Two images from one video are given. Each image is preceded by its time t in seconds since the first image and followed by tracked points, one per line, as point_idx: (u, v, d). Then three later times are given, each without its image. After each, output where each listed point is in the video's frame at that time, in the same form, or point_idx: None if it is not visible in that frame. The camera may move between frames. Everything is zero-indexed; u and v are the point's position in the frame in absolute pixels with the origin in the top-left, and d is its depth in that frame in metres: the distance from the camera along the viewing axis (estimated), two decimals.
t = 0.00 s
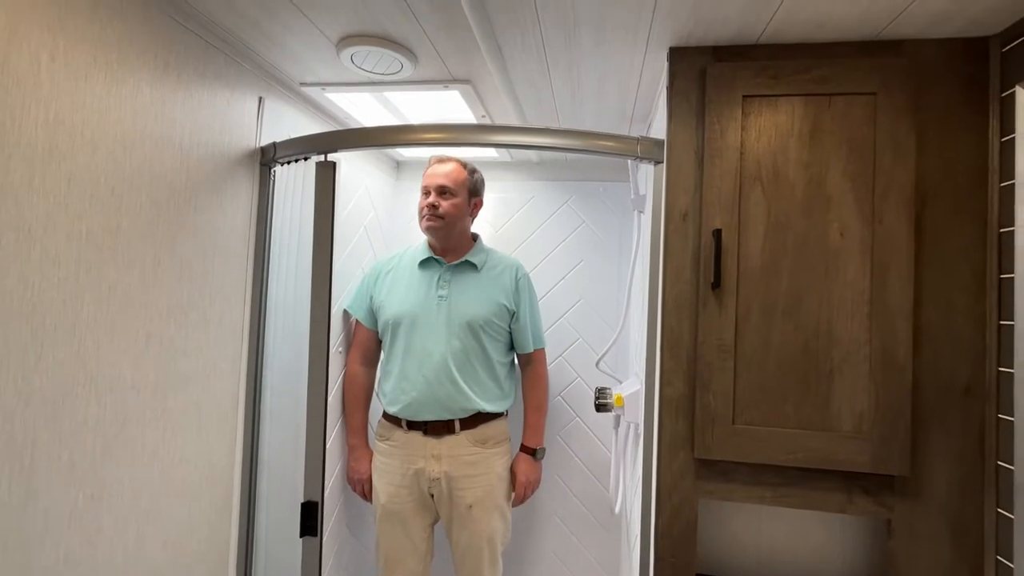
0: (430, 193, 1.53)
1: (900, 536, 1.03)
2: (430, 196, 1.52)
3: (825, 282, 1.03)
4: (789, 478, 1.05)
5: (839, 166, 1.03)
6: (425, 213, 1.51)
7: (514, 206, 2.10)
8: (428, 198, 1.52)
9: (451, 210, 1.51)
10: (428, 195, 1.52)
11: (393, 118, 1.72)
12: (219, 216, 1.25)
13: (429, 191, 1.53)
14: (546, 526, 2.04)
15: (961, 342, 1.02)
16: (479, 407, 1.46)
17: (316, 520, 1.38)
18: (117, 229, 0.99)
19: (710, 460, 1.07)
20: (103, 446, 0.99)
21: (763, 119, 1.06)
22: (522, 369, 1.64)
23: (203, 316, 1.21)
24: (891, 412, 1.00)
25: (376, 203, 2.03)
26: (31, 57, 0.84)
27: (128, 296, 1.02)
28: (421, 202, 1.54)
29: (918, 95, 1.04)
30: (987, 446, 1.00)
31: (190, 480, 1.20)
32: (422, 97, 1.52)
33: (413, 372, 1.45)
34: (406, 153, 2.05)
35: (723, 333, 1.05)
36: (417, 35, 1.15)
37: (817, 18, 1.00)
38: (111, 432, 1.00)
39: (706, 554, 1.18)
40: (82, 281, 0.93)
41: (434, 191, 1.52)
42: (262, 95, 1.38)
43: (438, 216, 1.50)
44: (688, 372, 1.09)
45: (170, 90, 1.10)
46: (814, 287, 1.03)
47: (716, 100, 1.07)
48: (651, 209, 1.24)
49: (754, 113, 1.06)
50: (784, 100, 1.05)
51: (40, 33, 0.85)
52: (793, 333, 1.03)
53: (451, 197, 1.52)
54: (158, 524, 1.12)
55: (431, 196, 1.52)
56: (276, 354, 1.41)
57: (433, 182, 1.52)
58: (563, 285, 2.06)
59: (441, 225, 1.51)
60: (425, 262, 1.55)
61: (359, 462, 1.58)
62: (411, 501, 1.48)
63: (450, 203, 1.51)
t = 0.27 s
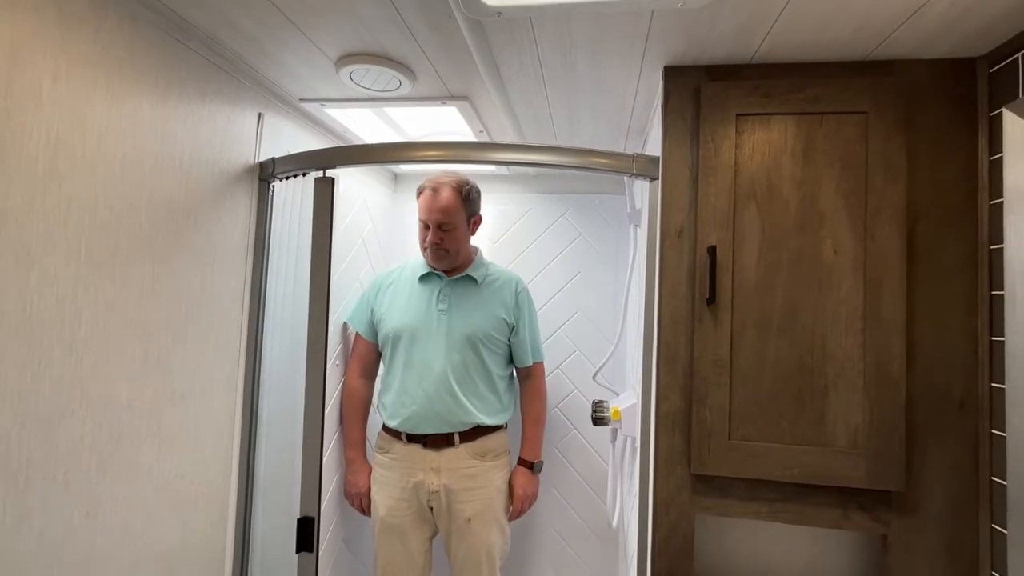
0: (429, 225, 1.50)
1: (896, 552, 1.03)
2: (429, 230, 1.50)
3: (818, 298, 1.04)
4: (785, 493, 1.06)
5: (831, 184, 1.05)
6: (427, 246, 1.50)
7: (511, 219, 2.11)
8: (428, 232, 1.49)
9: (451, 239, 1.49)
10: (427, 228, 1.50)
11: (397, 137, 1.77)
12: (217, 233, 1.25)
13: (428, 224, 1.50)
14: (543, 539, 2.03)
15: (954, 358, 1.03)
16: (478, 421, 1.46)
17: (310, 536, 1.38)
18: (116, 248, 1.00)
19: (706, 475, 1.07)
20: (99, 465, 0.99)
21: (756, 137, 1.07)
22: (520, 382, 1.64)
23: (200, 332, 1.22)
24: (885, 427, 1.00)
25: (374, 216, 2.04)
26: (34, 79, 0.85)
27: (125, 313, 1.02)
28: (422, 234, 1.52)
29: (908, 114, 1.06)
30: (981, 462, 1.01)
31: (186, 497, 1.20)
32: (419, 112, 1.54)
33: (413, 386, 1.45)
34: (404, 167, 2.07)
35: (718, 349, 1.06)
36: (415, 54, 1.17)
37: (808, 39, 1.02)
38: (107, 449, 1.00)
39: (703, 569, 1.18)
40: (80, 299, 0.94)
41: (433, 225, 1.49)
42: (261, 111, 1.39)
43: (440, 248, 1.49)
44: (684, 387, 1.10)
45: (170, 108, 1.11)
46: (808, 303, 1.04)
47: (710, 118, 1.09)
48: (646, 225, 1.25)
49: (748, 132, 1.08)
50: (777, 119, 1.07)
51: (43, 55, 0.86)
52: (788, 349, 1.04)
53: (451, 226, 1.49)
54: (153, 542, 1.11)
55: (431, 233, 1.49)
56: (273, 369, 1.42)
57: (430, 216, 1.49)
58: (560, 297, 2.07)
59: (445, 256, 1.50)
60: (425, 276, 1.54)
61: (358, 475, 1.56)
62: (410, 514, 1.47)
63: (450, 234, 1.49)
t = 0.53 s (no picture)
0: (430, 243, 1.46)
1: (895, 566, 1.03)
2: (430, 249, 1.46)
3: (815, 312, 1.05)
4: (784, 507, 1.06)
5: (826, 200, 1.06)
6: (428, 265, 1.48)
7: (509, 231, 2.12)
8: (429, 251, 1.46)
9: (452, 256, 1.46)
10: (428, 247, 1.46)
11: (398, 151, 1.79)
12: (217, 246, 1.26)
13: (429, 242, 1.46)
14: (542, 552, 2.02)
15: (950, 372, 1.03)
16: (480, 434, 1.46)
17: (308, 550, 1.36)
18: (116, 262, 1.00)
19: (705, 489, 1.07)
20: (97, 480, 0.98)
21: (752, 152, 1.09)
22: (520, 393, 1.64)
23: (199, 346, 1.22)
24: (883, 441, 1.01)
25: (373, 228, 2.05)
26: (37, 95, 0.86)
27: (125, 326, 1.02)
28: (422, 251, 1.49)
29: (902, 130, 1.08)
30: (978, 476, 1.01)
31: (183, 512, 1.19)
32: (419, 126, 1.55)
33: (414, 400, 1.44)
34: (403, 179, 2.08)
35: (716, 362, 1.06)
36: (415, 70, 1.18)
37: (802, 56, 1.03)
38: (104, 464, 1.00)
39: None
40: (81, 314, 0.94)
41: (434, 244, 1.45)
42: (261, 125, 1.40)
43: (442, 267, 1.46)
44: (683, 401, 1.10)
45: (171, 123, 1.12)
46: (805, 317, 1.05)
47: (707, 134, 1.10)
48: (644, 238, 1.26)
49: (744, 147, 1.09)
50: (773, 135, 1.08)
51: (47, 72, 0.87)
52: (786, 363, 1.05)
53: (452, 243, 1.45)
54: (150, 559, 1.10)
55: (432, 253, 1.45)
56: (272, 383, 1.42)
57: (430, 236, 1.45)
58: (558, 308, 2.08)
59: (448, 272, 1.47)
60: (425, 288, 1.52)
61: (358, 488, 1.55)
62: (411, 525, 1.47)
63: (450, 252, 1.45)
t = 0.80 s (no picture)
0: (435, 256, 1.43)
1: None
2: (437, 262, 1.43)
3: (813, 323, 1.05)
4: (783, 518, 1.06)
5: (823, 211, 1.07)
6: (434, 279, 1.45)
7: (507, 240, 2.13)
8: (436, 265, 1.43)
9: (459, 266, 1.44)
10: (433, 260, 1.43)
11: (398, 161, 1.80)
12: (216, 257, 1.26)
13: (435, 256, 1.43)
14: (541, 563, 2.01)
15: (946, 383, 1.04)
16: (480, 443, 1.46)
17: (306, 562, 1.35)
18: (115, 273, 1.00)
19: (704, 500, 1.07)
20: (93, 492, 0.98)
21: (749, 163, 1.10)
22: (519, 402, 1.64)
23: (196, 356, 1.21)
24: (881, 451, 1.01)
25: (372, 238, 2.05)
26: (38, 107, 0.86)
27: (122, 337, 1.02)
28: (426, 264, 1.46)
29: (897, 143, 1.09)
30: (976, 487, 1.01)
31: (179, 524, 1.19)
32: (418, 136, 1.56)
33: (414, 410, 1.44)
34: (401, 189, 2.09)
35: (714, 373, 1.06)
36: (415, 82, 1.19)
37: (797, 70, 1.05)
38: (100, 476, 0.99)
39: None
40: (79, 325, 0.94)
41: (441, 257, 1.42)
42: (261, 136, 1.41)
43: (450, 279, 1.44)
44: (681, 412, 1.10)
45: (172, 135, 1.12)
46: (803, 327, 1.05)
47: (704, 146, 1.11)
48: (642, 249, 1.26)
49: (741, 159, 1.10)
50: (769, 147, 1.09)
51: (49, 84, 0.88)
52: (784, 374, 1.05)
53: (458, 254, 1.43)
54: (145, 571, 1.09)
55: (440, 266, 1.43)
56: (270, 393, 1.41)
57: (437, 250, 1.42)
58: (556, 318, 2.08)
59: (455, 282, 1.46)
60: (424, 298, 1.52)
61: (358, 498, 1.54)
62: (413, 535, 1.45)
63: (457, 263, 1.43)
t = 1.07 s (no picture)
0: (454, 256, 1.45)
1: None
2: (458, 261, 1.45)
3: (807, 333, 1.06)
4: (778, 528, 1.06)
5: (816, 221, 1.07)
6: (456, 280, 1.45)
7: (504, 248, 2.13)
8: (457, 263, 1.45)
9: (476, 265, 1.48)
10: (455, 261, 1.45)
11: (394, 169, 1.80)
12: (210, 265, 1.26)
13: (457, 255, 1.45)
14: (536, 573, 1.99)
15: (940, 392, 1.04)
16: (477, 453, 1.45)
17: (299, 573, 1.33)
18: (108, 282, 1.00)
19: (700, 510, 1.07)
20: (82, 503, 0.97)
21: (743, 173, 1.10)
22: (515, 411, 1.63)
23: (189, 366, 1.21)
24: (876, 460, 1.01)
25: (368, 245, 2.05)
26: (33, 116, 0.86)
27: (114, 346, 1.02)
28: (445, 267, 1.45)
29: (889, 152, 1.10)
30: (971, 496, 1.01)
31: (171, 536, 1.17)
32: (414, 145, 1.56)
33: (411, 419, 1.43)
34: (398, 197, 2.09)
35: (709, 382, 1.06)
36: (411, 92, 1.19)
37: (790, 81, 1.06)
38: (91, 487, 0.98)
39: None
40: (70, 334, 0.93)
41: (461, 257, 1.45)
42: (258, 144, 1.41)
43: (469, 278, 1.47)
44: (676, 421, 1.10)
45: (167, 144, 1.12)
46: (797, 337, 1.06)
47: (698, 155, 1.12)
48: (637, 258, 1.27)
49: (735, 169, 1.11)
50: (763, 156, 1.10)
51: (44, 93, 0.88)
52: (778, 383, 1.05)
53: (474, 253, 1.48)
54: None
55: (462, 264, 1.45)
56: (263, 402, 1.40)
57: (461, 247, 1.44)
58: (553, 325, 2.08)
59: (470, 282, 1.49)
60: (421, 307, 1.52)
61: (354, 507, 1.52)
62: (408, 546, 1.44)
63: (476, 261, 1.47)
